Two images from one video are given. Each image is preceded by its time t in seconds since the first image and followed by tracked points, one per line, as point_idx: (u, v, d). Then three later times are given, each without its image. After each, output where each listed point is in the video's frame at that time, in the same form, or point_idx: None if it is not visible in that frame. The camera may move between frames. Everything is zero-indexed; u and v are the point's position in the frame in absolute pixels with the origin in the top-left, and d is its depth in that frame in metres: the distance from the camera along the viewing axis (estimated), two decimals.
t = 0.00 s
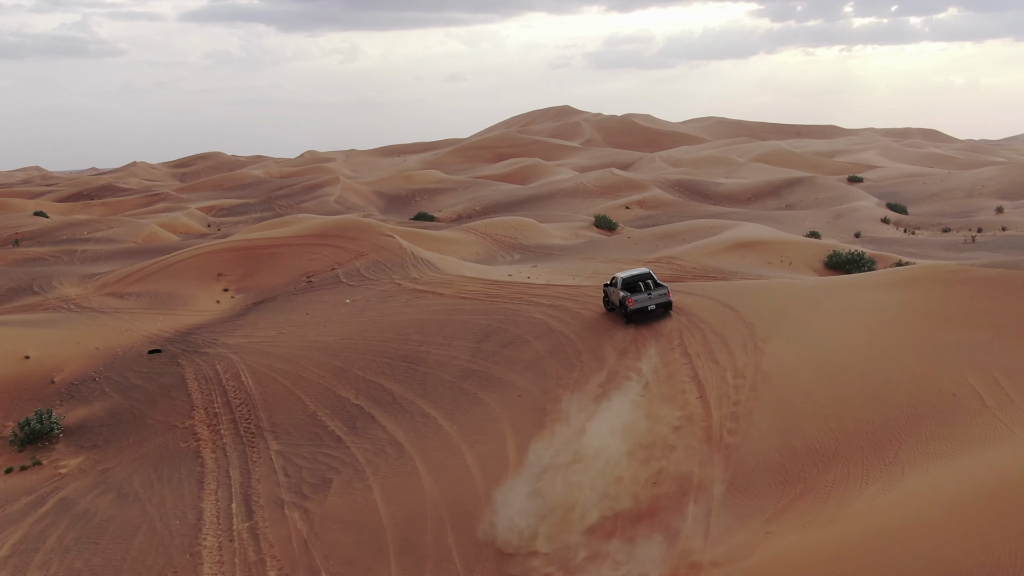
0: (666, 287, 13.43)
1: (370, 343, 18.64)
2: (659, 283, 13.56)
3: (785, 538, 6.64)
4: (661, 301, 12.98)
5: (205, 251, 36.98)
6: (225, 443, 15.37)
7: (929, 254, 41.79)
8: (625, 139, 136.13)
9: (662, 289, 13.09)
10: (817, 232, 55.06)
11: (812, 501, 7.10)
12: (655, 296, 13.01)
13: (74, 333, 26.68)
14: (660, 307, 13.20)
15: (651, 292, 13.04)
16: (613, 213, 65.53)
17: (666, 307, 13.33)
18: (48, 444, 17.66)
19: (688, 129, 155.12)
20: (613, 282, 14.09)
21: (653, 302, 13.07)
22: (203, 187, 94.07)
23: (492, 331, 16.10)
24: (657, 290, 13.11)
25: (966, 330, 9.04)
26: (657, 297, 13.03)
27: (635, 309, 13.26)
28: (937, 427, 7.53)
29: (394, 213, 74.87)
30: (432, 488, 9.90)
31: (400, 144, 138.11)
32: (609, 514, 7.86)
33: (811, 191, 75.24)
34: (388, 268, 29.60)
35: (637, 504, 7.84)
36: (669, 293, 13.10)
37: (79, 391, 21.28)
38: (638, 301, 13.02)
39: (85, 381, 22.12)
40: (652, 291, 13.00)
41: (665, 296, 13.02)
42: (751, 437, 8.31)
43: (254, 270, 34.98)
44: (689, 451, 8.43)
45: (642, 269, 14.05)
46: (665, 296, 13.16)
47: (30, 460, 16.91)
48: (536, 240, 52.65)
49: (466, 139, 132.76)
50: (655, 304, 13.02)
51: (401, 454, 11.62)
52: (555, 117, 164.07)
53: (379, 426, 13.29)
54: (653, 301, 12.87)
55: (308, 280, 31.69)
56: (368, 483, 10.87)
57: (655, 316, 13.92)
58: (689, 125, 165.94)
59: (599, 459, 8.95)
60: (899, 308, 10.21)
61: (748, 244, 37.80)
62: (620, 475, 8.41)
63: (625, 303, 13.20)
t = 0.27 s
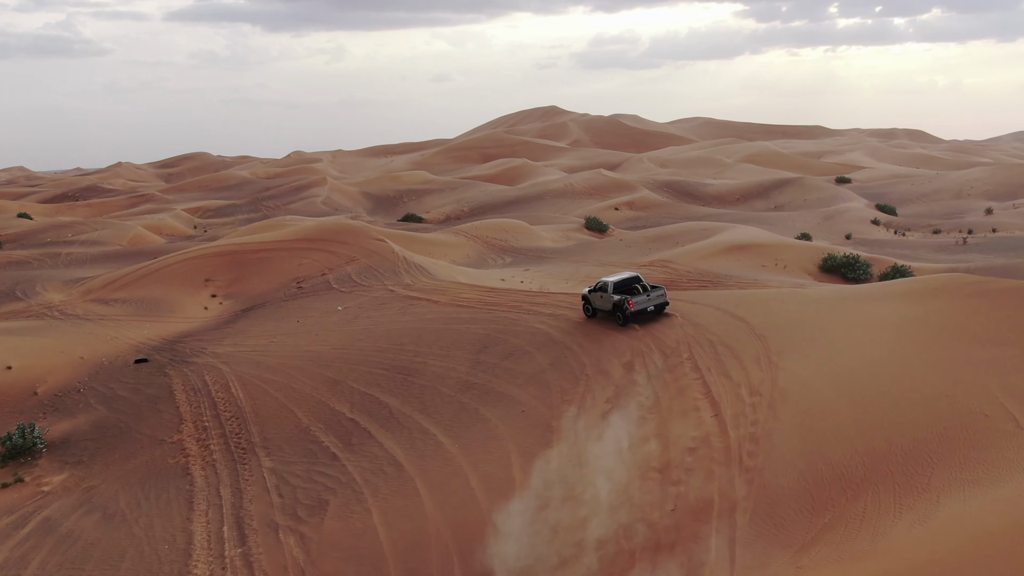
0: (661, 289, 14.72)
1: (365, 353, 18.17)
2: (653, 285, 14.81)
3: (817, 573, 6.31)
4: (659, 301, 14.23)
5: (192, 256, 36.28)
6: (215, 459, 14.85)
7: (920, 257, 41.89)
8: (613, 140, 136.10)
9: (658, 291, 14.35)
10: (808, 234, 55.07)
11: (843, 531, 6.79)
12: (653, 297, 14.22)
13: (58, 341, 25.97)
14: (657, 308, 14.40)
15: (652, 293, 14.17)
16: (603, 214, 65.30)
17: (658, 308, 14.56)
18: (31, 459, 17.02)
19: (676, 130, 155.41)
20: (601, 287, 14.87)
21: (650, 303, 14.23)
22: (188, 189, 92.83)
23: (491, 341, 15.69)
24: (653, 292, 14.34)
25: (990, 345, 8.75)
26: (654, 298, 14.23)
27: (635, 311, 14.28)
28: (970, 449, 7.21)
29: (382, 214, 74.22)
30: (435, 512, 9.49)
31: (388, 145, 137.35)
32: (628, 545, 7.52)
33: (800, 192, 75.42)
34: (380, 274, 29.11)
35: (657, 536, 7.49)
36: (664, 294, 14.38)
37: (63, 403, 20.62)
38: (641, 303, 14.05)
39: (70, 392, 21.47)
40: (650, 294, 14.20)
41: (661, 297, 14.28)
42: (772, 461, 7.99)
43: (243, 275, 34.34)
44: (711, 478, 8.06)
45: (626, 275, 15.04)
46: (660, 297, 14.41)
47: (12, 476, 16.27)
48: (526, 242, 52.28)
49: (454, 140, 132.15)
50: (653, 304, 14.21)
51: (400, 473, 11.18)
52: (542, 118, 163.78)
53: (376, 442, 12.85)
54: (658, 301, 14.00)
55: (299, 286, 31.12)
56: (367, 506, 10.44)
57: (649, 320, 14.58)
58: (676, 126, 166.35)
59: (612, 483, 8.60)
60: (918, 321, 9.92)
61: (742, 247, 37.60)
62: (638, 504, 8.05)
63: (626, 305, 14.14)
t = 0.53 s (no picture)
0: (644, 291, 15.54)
1: (361, 364, 17.68)
2: (633, 290, 15.60)
3: None
4: (647, 303, 15.18)
5: (182, 260, 35.60)
6: (207, 476, 14.32)
7: (915, 260, 41.84)
8: (603, 141, 135.93)
9: (645, 295, 15.22)
10: (801, 235, 55.03)
11: (879, 567, 6.46)
12: (642, 301, 15.08)
13: (43, 350, 25.27)
14: (643, 311, 15.28)
15: (642, 297, 15.03)
16: (595, 216, 65.01)
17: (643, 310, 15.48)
18: (15, 475, 16.39)
19: (666, 130, 155.49)
20: (582, 294, 15.21)
21: (639, 306, 15.08)
22: (175, 190, 91.63)
23: (493, 352, 15.26)
24: (641, 296, 15.18)
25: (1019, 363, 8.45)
26: (643, 302, 15.10)
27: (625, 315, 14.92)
28: (1006, 478, 6.92)
29: (372, 215, 73.55)
30: (442, 540, 9.05)
31: (377, 146, 136.51)
32: None
33: (791, 193, 75.47)
34: (374, 280, 28.61)
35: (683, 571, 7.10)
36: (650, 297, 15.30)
37: (48, 416, 19.98)
38: (632, 306, 14.72)
39: (55, 404, 20.82)
40: (640, 298, 15.04)
41: (649, 300, 15.21)
42: (799, 487, 7.64)
43: (233, 280, 33.71)
44: (735, 506, 7.67)
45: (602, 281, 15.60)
46: (646, 299, 15.30)
47: None
48: (519, 245, 51.88)
49: (444, 141, 131.50)
50: (642, 307, 15.11)
51: (403, 495, 10.72)
52: (532, 118, 163.33)
53: (376, 459, 12.39)
54: (648, 304, 14.77)
55: (291, 292, 30.56)
56: (368, 530, 9.97)
57: (650, 327, 14.38)
58: (666, 126, 166.49)
59: (631, 509, 8.22)
60: (940, 335, 9.62)
61: (738, 249, 37.36)
62: (659, 534, 7.68)
63: (618, 309, 14.71)
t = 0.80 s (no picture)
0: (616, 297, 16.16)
1: (359, 375, 17.21)
2: (609, 296, 16.05)
3: None
4: (625, 308, 15.75)
5: (172, 266, 34.92)
6: (201, 495, 13.78)
7: (910, 263, 41.80)
8: (593, 142, 135.77)
9: (624, 300, 15.76)
10: (794, 237, 54.96)
11: None
12: (621, 307, 15.64)
13: (29, 360, 24.58)
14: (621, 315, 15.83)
15: (621, 303, 15.58)
16: (588, 218, 64.73)
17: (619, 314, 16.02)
18: None
19: (657, 131, 155.62)
20: (559, 302, 15.48)
21: (618, 311, 15.61)
22: (163, 192, 90.49)
23: (496, 365, 14.85)
24: (619, 301, 15.71)
25: None
26: (621, 307, 15.66)
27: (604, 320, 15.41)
28: None
29: (363, 217, 72.93)
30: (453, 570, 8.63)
31: (367, 147, 135.75)
32: None
33: (783, 195, 75.51)
34: (370, 286, 28.10)
35: None
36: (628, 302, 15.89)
37: (34, 430, 19.33)
38: (612, 312, 15.26)
39: (42, 417, 20.16)
40: (619, 304, 15.59)
41: (627, 305, 15.79)
42: (832, 519, 7.30)
43: (224, 286, 33.09)
44: (764, 538, 7.32)
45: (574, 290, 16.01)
46: (623, 304, 15.86)
47: None
48: (512, 247, 51.50)
49: (434, 142, 130.93)
50: (621, 313, 15.67)
51: (408, 518, 10.26)
52: (522, 118, 162.99)
53: (377, 479, 11.92)
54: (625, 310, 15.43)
55: (284, 299, 30.03)
56: (373, 558, 9.50)
57: (654, 335, 14.08)
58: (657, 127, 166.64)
59: (653, 539, 7.86)
60: (965, 351, 9.33)
61: (736, 253, 37.12)
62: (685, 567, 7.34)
63: (598, 316, 15.18)
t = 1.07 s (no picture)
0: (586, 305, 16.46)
1: (358, 388, 16.71)
2: (580, 305, 16.36)
3: None
4: (596, 316, 16.08)
5: (162, 271, 34.25)
6: (195, 516, 13.22)
7: (908, 265, 41.62)
8: (585, 143, 135.50)
9: (595, 308, 16.08)
10: (790, 239, 54.80)
11: None
12: (593, 314, 15.96)
13: (17, 371, 23.91)
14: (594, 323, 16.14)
15: (593, 310, 15.91)
16: (582, 220, 64.40)
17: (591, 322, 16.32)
18: None
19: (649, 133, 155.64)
20: (529, 313, 15.69)
21: (591, 319, 15.91)
22: (152, 194, 89.40)
23: (502, 378, 14.40)
24: (590, 310, 16.02)
25: None
26: (593, 315, 15.98)
27: (578, 329, 15.70)
28: None
29: (355, 220, 72.29)
30: None
31: (358, 149, 134.97)
32: None
33: (776, 196, 75.46)
34: (366, 293, 27.57)
35: None
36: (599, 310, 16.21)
37: (20, 445, 18.69)
38: (585, 320, 15.56)
39: (28, 432, 19.50)
40: (591, 311, 15.91)
41: (599, 312, 16.11)
42: (871, 553, 6.92)
43: (216, 293, 32.47)
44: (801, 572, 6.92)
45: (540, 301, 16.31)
46: (595, 312, 16.17)
47: None
48: (507, 251, 51.08)
49: (426, 143, 130.28)
50: (594, 320, 15.98)
51: (415, 545, 9.78)
52: (514, 120, 162.62)
53: (381, 501, 11.42)
54: (596, 317, 15.81)
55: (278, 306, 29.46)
56: None
57: (661, 346, 13.71)
58: (648, 128, 166.74)
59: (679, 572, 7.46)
60: (995, 369, 9.02)
61: (735, 256, 36.74)
62: None
63: (572, 325, 15.44)
